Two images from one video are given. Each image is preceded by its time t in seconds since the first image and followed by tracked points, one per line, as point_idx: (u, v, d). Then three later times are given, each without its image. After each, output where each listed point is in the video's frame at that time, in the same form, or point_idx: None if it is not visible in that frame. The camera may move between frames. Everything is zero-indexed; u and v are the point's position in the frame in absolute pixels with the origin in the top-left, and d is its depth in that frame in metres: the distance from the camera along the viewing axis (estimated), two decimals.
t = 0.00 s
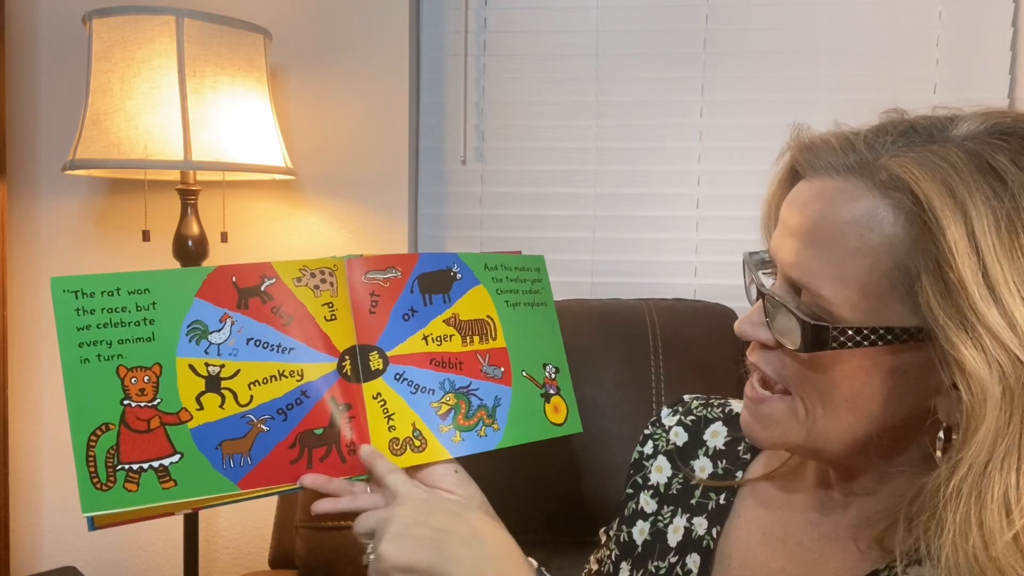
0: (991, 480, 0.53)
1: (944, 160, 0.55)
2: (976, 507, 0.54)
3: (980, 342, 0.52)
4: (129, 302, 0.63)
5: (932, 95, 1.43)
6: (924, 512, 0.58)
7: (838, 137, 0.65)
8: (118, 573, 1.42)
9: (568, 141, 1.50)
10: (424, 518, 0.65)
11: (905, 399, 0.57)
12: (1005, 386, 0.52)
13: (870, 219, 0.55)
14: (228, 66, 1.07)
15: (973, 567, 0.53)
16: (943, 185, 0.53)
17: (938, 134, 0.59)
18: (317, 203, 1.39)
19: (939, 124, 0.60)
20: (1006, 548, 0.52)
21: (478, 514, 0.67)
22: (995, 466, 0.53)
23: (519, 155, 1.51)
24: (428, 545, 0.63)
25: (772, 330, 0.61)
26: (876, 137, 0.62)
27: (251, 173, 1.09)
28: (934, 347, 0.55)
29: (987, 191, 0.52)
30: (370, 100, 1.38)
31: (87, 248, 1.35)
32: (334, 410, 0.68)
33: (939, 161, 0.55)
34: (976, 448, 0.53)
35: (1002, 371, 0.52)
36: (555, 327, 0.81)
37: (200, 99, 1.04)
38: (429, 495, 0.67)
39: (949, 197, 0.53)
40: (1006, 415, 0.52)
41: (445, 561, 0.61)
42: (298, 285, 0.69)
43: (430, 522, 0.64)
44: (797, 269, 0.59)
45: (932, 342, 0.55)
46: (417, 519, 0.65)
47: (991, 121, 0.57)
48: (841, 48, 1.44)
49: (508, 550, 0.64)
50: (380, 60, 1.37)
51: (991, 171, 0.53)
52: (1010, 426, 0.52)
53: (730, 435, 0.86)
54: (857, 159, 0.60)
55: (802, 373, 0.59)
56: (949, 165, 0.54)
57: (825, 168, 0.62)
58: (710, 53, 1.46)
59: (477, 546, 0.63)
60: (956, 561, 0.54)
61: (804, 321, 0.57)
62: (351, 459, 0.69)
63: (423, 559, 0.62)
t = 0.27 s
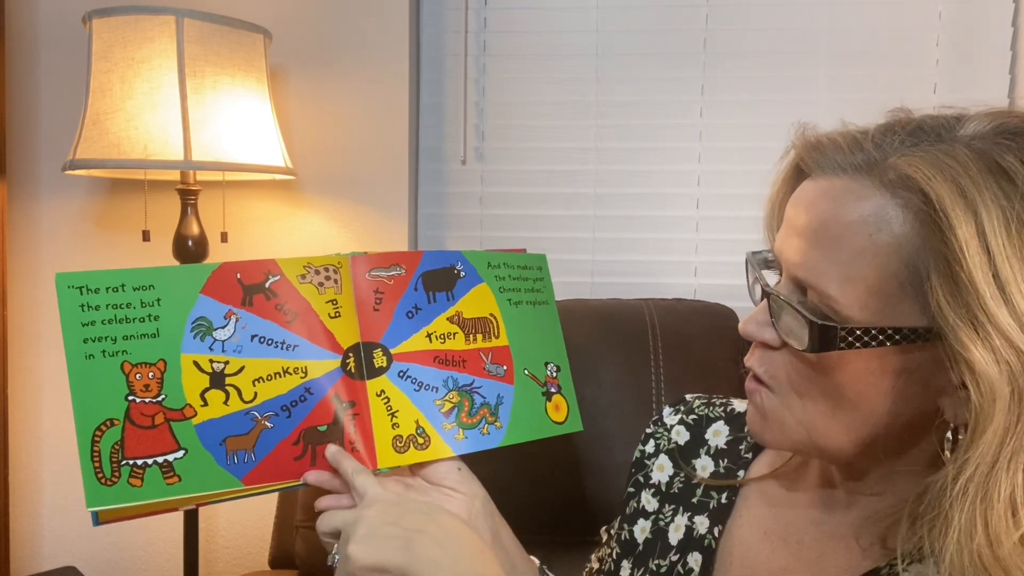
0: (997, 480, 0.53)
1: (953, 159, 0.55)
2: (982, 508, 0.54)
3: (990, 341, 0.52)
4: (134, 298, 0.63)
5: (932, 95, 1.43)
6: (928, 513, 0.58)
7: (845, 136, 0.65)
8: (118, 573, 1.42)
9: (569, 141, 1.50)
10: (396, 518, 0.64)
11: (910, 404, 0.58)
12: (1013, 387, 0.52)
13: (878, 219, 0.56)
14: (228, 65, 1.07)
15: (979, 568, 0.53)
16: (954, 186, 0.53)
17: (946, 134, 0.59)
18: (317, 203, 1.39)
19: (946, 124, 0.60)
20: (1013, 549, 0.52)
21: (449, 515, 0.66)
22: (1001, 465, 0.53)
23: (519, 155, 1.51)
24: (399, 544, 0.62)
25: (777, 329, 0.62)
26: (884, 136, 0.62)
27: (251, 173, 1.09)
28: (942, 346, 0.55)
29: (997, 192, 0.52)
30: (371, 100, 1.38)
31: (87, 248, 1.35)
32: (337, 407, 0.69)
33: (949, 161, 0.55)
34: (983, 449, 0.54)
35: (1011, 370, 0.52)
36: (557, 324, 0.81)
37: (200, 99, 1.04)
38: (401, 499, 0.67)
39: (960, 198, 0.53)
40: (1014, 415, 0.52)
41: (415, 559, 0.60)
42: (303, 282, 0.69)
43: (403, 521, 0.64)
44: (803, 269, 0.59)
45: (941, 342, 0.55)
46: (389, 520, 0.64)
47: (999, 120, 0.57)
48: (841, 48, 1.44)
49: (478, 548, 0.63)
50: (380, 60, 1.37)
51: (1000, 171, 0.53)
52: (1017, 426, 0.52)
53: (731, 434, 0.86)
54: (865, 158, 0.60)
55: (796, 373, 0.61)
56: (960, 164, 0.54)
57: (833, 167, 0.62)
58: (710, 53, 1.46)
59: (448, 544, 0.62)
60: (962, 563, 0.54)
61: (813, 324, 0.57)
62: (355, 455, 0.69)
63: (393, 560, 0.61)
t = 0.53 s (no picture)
0: (999, 478, 0.54)
1: (958, 157, 0.55)
2: (983, 506, 0.54)
3: (995, 340, 0.52)
4: (138, 296, 0.63)
5: (932, 95, 1.43)
6: (929, 513, 0.59)
7: (848, 135, 0.65)
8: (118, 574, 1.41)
9: (568, 141, 1.50)
10: (383, 503, 0.66)
11: (913, 401, 0.58)
12: (1016, 384, 0.52)
13: (882, 216, 0.56)
14: (228, 65, 1.07)
15: (981, 566, 0.53)
16: (960, 183, 0.54)
17: (950, 134, 0.59)
18: (318, 203, 1.39)
19: (948, 125, 0.61)
20: (1016, 546, 0.52)
21: (433, 497, 0.69)
22: (1004, 464, 0.54)
23: (519, 155, 1.51)
24: (386, 529, 0.64)
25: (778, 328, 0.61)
26: (888, 136, 0.62)
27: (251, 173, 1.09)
28: (946, 344, 0.56)
29: (1002, 191, 0.53)
30: (371, 100, 1.38)
31: (87, 249, 1.35)
32: (340, 406, 0.68)
33: (954, 159, 0.55)
34: (986, 447, 0.54)
35: (1015, 369, 0.52)
36: (562, 324, 0.81)
37: (200, 99, 1.04)
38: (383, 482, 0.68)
39: (966, 196, 0.53)
40: (1018, 414, 0.53)
41: (402, 544, 0.63)
42: (306, 282, 0.69)
43: (389, 506, 0.66)
44: (805, 267, 0.59)
45: (945, 341, 0.55)
46: (376, 505, 0.65)
47: (1002, 121, 0.57)
48: (841, 48, 1.44)
49: (460, 527, 0.67)
50: (380, 60, 1.37)
51: (1005, 171, 0.53)
52: (1019, 425, 0.53)
53: (730, 434, 0.86)
54: (869, 157, 0.60)
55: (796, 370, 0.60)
56: (964, 163, 0.55)
57: (836, 165, 0.62)
58: (710, 53, 1.46)
59: (432, 527, 0.65)
60: (963, 561, 0.54)
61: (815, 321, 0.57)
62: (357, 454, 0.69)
63: (380, 543, 0.64)
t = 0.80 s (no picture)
0: (996, 474, 0.54)
1: (958, 154, 0.55)
2: (979, 501, 0.54)
3: (997, 337, 0.52)
4: (137, 300, 0.63)
5: (932, 95, 1.43)
6: (926, 508, 0.59)
7: (848, 133, 0.65)
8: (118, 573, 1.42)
9: (568, 141, 1.50)
10: (344, 486, 0.62)
11: (912, 401, 0.59)
12: (1017, 380, 0.52)
13: (882, 213, 0.56)
14: (228, 65, 1.07)
15: (974, 561, 0.53)
16: (960, 179, 0.54)
17: (948, 131, 0.59)
18: (317, 203, 1.39)
19: (947, 123, 0.61)
20: (1010, 541, 0.52)
21: (400, 477, 0.65)
22: (1001, 460, 0.54)
23: (518, 155, 1.51)
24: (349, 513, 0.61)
25: (778, 326, 0.61)
26: (889, 134, 0.62)
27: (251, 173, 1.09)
28: (947, 342, 0.56)
29: (1003, 188, 0.53)
30: (371, 100, 1.38)
31: (87, 249, 1.35)
32: (339, 410, 0.68)
33: (954, 156, 0.55)
34: (985, 443, 0.54)
35: (1016, 365, 0.52)
36: (564, 326, 0.81)
37: (200, 99, 1.04)
38: (351, 463, 0.65)
39: (968, 192, 0.53)
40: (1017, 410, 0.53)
41: (367, 526, 0.60)
42: (304, 286, 0.69)
43: (350, 488, 0.62)
44: (805, 264, 0.58)
45: (946, 337, 0.55)
46: (337, 488, 0.62)
47: (999, 119, 0.58)
48: (841, 48, 1.44)
49: (430, 508, 0.64)
50: (380, 60, 1.37)
51: (1005, 168, 0.54)
52: (1018, 422, 0.53)
53: (727, 434, 0.86)
54: (869, 154, 0.60)
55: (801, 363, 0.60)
56: (964, 160, 0.55)
57: (836, 163, 0.62)
58: (710, 53, 1.46)
59: (398, 507, 0.62)
60: (956, 555, 0.54)
61: (816, 318, 0.57)
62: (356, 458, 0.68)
63: (344, 528, 0.61)
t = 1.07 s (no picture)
0: (996, 475, 0.54)
1: (963, 153, 0.55)
2: (979, 502, 0.54)
3: (999, 336, 0.52)
4: (134, 304, 0.63)
5: (932, 95, 1.43)
6: (924, 508, 0.59)
7: (852, 130, 0.65)
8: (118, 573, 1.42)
9: (568, 141, 1.50)
10: (344, 474, 0.63)
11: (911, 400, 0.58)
12: (1018, 380, 0.52)
13: (884, 211, 0.56)
14: (228, 65, 1.07)
15: (973, 561, 0.53)
16: (964, 176, 0.54)
17: (952, 130, 0.59)
18: (318, 203, 1.39)
19: (952, 122, 0.61)
20: (1011, 543, 0.53)
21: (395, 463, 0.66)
22: (1002, 460, 0.54)
23: (518, 155, 1.51)
24: (349, 501, 0.62)
25: (778, 322, 0.62)
26: (892, 132, 0.62)
27: (251, 173, 1.09)
28: (948, 340, 0.56)
29: (1008, 187, 0.53)
30: (371, 100, 1.38)
31: (87, 248, 1.35)
32: (337, 412, 0.69)
33: (960, 154, 0.55)
34: (985, 443, 0.54)
35: (1017, 364, 0.52)
36: (557, 330, 0.82)
37: (200, 99, 1.04)
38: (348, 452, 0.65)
39: (973, 191, 0.53)
40: (1017, 409, 0.53)
41: (364, 514, 0.62)
42: (303, 289, 0.69)
43: (350, 477, 0.63)
44: (806, 262, 0.59)
45: (947, 335, 0.55)
46: (337, 476, 0.62)
47: (1004, 118, 0.58)
48: (841, 48, 1.44)
49: (426, 494, 0.65)
50: (380, 60, 1.37)
51: (1010, 167, 0.54)
52: (1018, 421, 0.53)
53: (726, 434, 0.86)
54: (871, 152, 0.61)
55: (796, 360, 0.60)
56: (969, 158, 0.55)
57: (839, 160, 0.62)
58: (710, 53, 1.46)
59: (395, 495, 0.63)
60: (956, 556, 0.54)
61: (816, 314, 0.57)
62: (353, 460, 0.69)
63: (344, 515, 0.62)
